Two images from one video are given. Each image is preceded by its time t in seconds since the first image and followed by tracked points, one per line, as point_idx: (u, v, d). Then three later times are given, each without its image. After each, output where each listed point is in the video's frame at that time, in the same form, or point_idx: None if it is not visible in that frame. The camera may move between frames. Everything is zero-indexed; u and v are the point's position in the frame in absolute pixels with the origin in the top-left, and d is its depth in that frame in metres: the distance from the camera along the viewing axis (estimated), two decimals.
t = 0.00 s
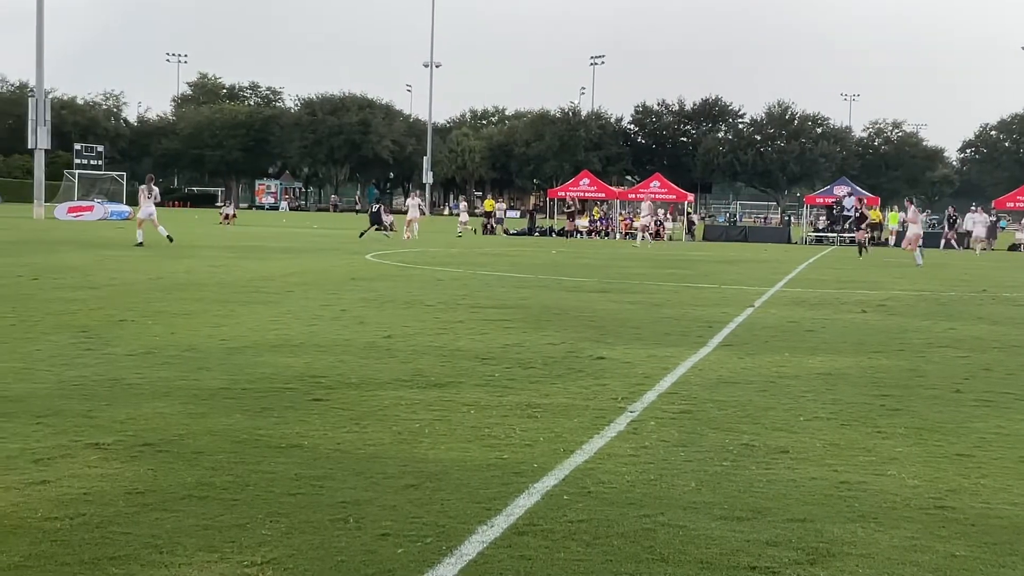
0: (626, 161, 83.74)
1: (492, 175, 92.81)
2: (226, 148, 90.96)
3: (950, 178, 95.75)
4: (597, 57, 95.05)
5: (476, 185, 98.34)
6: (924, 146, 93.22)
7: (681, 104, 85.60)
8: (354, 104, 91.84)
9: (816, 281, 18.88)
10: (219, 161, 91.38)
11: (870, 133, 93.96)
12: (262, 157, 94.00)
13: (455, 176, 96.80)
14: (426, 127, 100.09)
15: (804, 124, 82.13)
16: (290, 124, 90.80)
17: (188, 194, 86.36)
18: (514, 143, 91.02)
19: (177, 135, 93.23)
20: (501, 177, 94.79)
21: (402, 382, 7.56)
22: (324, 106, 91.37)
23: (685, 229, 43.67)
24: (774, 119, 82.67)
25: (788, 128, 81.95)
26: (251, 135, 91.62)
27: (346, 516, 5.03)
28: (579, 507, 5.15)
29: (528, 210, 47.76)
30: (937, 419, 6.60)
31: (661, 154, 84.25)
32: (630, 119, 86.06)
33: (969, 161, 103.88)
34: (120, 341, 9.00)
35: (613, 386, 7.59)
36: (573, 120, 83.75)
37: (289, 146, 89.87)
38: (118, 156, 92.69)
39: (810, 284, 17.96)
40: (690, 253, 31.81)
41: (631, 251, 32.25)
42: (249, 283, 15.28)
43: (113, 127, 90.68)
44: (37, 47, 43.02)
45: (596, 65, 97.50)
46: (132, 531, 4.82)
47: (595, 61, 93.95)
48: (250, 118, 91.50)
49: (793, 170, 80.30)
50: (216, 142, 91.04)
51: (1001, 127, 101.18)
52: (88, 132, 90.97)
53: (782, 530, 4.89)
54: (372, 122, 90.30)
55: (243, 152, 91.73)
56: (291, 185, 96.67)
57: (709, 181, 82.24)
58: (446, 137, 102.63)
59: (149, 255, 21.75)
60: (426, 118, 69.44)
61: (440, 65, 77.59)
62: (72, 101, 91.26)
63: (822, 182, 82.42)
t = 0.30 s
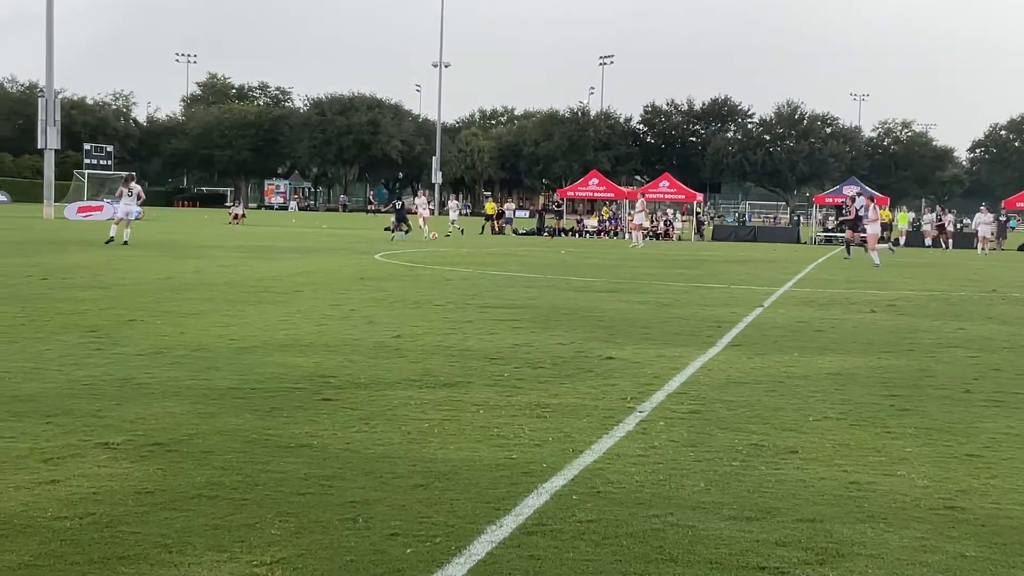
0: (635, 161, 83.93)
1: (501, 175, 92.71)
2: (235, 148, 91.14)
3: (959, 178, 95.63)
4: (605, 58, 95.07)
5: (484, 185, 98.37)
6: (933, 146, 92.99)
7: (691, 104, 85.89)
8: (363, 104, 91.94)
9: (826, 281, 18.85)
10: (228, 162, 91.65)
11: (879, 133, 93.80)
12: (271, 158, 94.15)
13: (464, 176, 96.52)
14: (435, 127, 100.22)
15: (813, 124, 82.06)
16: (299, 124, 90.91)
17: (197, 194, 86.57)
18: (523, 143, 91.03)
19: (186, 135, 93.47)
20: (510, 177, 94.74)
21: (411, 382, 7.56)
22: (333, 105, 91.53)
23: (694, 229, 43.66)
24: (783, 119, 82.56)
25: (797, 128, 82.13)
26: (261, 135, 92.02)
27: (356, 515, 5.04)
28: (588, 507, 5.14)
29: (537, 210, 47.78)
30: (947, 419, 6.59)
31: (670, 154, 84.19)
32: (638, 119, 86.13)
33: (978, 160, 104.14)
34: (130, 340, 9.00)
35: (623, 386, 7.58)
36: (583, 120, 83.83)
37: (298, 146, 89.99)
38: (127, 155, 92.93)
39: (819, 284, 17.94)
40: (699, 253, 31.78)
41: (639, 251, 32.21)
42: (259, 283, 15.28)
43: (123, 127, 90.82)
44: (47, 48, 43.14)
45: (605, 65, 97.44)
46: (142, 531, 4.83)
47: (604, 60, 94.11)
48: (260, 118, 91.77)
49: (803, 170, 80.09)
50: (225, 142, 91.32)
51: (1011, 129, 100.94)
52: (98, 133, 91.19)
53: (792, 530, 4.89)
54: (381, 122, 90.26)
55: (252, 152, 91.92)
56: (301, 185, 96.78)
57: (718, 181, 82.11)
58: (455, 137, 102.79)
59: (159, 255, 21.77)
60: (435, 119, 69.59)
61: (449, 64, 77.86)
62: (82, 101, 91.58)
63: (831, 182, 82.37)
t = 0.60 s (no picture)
0: (642, 160, 83.69)
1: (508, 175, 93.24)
2: (241, 148, 91.24)
3: (965, 178, 95.61)
4: (611, 58, 95.01)
5: (491, 185, 98.51)
6: (939, 146, 93.17)
7: (697, 102, 85.33)
8: (369, 104, 92.27)
9: (833, 280, 18.83)
10: (234, 161, 91.75)
11: (886, 134, 93.84)
12: (278, 157, 94.30)
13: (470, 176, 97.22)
14: (441, 127, 100.41)
15: (820, 124, 82.12)
16: (305, 124, 91.38)
17: (203, 194, 86.75)
18: (529, 143, 91.05)
19: (193, 135, 93.62)
20: (517, 177, 94.88)
21: (417, 382, 7.55)
22: (340, 105, 91.67)
23: (701, 229, 43.67)
24: (789, 118, 82.63)
25: (804, 128, 82.26)
26: (267, 135, 92.18)
27: (362, 515, 5.04)
28: (594, 507, 5.14)
29: (543, 210, 47.83)
30: (952, 419, 6.59)
31: (677, 153, 84.16)
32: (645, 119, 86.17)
33: (985, 160, 104.37)
34: (136, 340, 9.01)
35: (628, 386, 7.58)
36: (588, 120, 83.85)
37: (305, 146, 90.14)
38: (134, 155, 93.11)
39: (825, 284, 17.93)
40: (704, 253, 31.85)
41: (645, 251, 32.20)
42: (265, 283, 15.27)
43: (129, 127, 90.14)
44: (54, 48, 43.18)
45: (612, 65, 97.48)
46: (147, 530, 4.83)
47: (610, 60, 94.28)
48: (266, 118, 91.94)
49: (809, 170, 80.20)
50: (231, 142, 91.39)
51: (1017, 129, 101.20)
52: (104, 132, 90.37)
53: (798, 530, 4.88)
54: (388, 122, 90.46)
55: (258, 152, 92.06)
56: (307, 184, 96.93)
57: (725, 181, 82.23)
58: (462, 137, 103.02)
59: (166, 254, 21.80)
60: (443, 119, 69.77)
61: (455, 64, 78.03)
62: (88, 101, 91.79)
63: (838, 182, 82.46)
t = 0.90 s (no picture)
0: (648, 160, 83.32)
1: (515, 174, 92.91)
2: (248, 148, 91.29)
3: (972, 177, 95.52)
4: (617, 58, 94.85)
5: (497, 185, 98.63)
6: (947, 145, 93.12)
7: (703, 104, 85.90)
8: (376, 104, 92.34)
9: (841, 280, 18.80)
10: (241, 161, 91.38)
11: (893, 133, 94.12)
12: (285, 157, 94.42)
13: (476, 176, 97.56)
14: (447, 127, 100.46)
15: (827, 124, 82.03)
16: (312, 123, 90.77)
17: (210, 194, 86.85)
18: (536, 143, 91.07)
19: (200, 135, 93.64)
20: (524, 177, 94.93)
21: (423, 382, 7.55)
22: (346, 105, 91.76)
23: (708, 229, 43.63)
24: (796, 118, 82.52)
25: (811, 127, 81.97)
26: (273, 134, 91.97)
27: (369, 514, 5.05)
28: (601, 507, 5.14)
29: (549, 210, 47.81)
30: (960, 419, 6.57)
31: (684, 153, 83.99)
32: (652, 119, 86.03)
33: (992, 160, 104.24)
34: (143, 340, 9.00)
35: (635, 386, 7.57)
36: (595, 120, 83.12)
37: (311, 146, 90.19)
38: (141, 155, 93.20)
39: (832, 283, 17.89)
40: (711, 253, 31.77)
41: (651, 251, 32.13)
42: (272, 283, 15.24)
43: (135, 126, 91.43)
44: (61, 47, 43.24)
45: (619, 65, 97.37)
46: (154, 530, 4.83)
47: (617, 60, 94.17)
48: (273, 118, 92.02)
49: (816, 169, 80.18)
50: (238, 142, 91.36)
51: None
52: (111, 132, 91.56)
53: (805, 530, 4.88)
54: (394, 122, 90.54)
55: (265, 152, 92.12)
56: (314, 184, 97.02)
57: (731, 181, 82.26)
58: (468, 137, 103.07)
59: (173, 254, 21.80)
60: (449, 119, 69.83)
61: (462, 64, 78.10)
62: (95, 101, 91.90)
63: (845, 182, 82.49)
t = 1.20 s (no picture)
0: (659, 160, 83.51)
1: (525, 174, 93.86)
2: (258, 147, 91.50)
3: (984, 177, 95.27)
4: (627, 58, 94.73)
5: (507, 185, 98.66)
6: (958, 145, 92.99)
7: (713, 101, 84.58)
8: (386, 104, 92.37)
9: (851, 280, 18.76)
10: (251, 161, 92.15)
11: (904, 133, 93.91)
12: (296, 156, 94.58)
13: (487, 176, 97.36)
14: (458, 127, 100.57)
15: (837, 123, 81.91)
16: (321, 123, 91.50)
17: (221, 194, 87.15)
18: (547, 142, 91.03)
19: (210, 134, 93.92)
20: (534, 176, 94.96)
21: (434, 381, 7.56)
22: (357, 105, 91.92)
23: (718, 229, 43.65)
24: (806, 118, 82.39)
25: (822, 127, 82.00)
26: (283, 135, 92.74)
27: (379, 514, 5.05)
28: (610, 507, 5.14)
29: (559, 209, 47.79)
30: (972, 420, 6.55)
31: (694, 153, 84.00)
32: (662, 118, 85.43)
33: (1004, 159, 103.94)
34: (153, 340, 9.00)
35: (645, 386, 7.58)
36: (605, 119, 84.51)
37: (322, 146, 90.29)
38: (152, 155, 93.49)
39: (842, 284, 17.86)
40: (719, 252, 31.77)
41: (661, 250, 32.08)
42: (282, 283, 15.24)
43: (146, 126, 91.36)
44: (72, 47, 43.31)
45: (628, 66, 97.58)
46: (165, 529, 4.85)
47: (628, 60, 94.02)
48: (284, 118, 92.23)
49: (826, 169, 80.07)
50: (248, 142, 91.81)
51: None
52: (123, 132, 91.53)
53: (816, 530, 4.88)
54: (404, 122, 90.54)
55: (276, 152, 92.34)
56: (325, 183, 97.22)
57: (742, 181, 82.22)
58: (479, 137, 103.09)
59: (184, 254, 21.81)
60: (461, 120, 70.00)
61: (474, 64, 78.32)
62: (105, 101, 92.21)
63: (856, 182, 82.21)
